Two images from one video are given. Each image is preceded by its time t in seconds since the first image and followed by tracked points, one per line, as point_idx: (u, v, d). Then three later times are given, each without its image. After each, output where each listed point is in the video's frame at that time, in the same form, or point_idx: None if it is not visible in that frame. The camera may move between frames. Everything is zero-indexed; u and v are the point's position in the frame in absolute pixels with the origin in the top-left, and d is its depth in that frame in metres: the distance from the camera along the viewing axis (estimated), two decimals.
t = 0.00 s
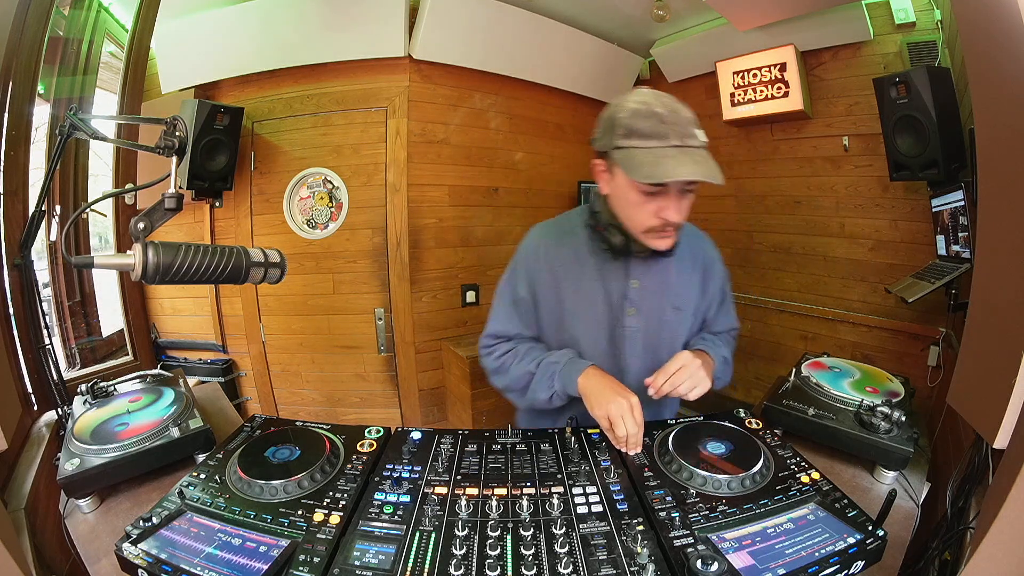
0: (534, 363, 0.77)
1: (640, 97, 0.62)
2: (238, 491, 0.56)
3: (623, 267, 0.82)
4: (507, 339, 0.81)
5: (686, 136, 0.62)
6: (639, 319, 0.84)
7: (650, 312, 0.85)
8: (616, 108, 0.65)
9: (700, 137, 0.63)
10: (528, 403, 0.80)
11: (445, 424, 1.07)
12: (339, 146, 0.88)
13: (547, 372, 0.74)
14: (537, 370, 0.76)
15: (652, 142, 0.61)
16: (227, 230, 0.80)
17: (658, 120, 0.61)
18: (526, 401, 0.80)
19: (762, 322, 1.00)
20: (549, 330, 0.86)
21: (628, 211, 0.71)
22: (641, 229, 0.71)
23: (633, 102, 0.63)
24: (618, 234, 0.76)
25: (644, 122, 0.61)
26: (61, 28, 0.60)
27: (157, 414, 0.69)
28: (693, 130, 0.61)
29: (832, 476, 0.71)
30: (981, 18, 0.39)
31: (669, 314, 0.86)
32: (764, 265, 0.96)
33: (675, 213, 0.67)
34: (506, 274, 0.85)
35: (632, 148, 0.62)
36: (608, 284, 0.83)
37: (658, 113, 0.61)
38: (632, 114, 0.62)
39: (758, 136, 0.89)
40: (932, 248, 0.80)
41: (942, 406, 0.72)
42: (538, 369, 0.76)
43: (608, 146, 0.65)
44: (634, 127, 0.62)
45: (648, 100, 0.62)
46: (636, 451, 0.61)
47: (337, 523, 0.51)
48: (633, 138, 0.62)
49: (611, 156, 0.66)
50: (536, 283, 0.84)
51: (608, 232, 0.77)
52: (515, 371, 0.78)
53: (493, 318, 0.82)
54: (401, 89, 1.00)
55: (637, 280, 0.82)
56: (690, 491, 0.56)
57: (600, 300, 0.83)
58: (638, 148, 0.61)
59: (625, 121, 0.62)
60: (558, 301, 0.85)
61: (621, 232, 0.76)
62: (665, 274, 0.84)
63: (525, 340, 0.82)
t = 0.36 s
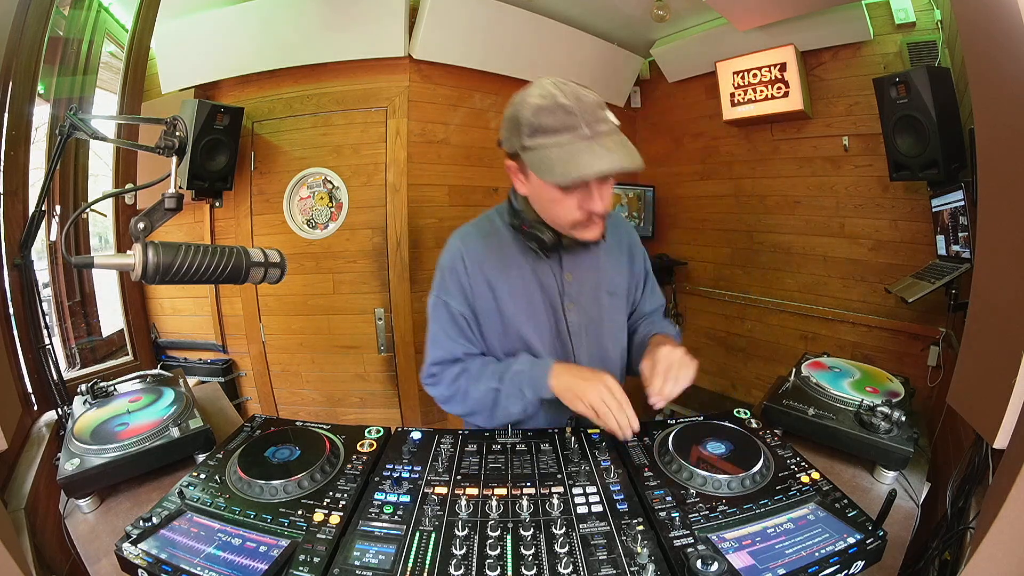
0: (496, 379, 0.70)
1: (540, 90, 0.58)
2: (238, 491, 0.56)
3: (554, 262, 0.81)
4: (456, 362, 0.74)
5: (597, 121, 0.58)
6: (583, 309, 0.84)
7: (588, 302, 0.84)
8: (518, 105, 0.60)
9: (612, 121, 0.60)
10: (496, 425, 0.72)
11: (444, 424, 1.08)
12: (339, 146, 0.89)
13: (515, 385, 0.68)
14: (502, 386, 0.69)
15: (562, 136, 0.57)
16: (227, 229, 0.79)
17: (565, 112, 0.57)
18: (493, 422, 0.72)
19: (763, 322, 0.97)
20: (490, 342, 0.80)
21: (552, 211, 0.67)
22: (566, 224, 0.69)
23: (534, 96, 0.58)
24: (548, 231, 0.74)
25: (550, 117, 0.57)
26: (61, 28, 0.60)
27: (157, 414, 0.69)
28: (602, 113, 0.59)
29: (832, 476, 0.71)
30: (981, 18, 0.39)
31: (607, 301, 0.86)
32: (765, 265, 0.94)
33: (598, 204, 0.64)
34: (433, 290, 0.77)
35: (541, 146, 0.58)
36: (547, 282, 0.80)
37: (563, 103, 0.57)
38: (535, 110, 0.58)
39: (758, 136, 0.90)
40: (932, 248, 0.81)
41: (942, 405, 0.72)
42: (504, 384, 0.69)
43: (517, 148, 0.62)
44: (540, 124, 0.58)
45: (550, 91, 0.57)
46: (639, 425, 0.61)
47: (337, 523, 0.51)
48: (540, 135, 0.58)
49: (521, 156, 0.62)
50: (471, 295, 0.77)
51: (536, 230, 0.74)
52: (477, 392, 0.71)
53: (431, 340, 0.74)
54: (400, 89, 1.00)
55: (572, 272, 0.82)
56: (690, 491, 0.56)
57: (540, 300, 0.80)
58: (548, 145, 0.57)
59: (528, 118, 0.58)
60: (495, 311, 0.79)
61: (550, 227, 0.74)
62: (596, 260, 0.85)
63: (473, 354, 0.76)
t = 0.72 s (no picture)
0: (446, 366, 0.79)
1: (523, 104, 0.69)
2: (238, 491, 0.56)
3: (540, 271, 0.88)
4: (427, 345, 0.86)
5: (579, 129, 0.68)
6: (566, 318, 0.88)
7: (573, 312, 0.88)
8: (505, 119, 0.71)
9: (592, 129, 0.70)
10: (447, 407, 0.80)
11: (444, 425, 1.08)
12: (339, 146, 0.88)
13: (458, 372, 0.75)
14: (448, 372, 0.77)
15: (547, 143, 0.68)
16: (227, 229, 0.79)
17: (548, 124, 0.68)
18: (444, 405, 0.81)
19: (763, 323, 0.96)
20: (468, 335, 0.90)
21: (545, 220, 0.77)
22: (558, 233, 0.77)
23: (519, 109, 0.69)
24: (533, 244, 0.82)
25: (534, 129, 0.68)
26: (61, 28, 0.60)
27: (157, 414, 0.69)
28: (584, 122, 0.69)
29: (832, 476, 0.71)
30: (981, 18, 0.39)
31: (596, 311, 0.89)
32: (765, 265, 0.93)
33: (585, 211, 0.73)
34: (422, 288, 0.91)
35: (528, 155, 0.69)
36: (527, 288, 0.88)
37: (545, 116, 0.68)
38: (520, 122, 0.69)
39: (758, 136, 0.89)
40: (932, 248, 0.81)
41: (941, 405, 0.72)
42: (449, 370, 0.77)
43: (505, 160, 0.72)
44: (525, 136, 0.69)
45: (533, 105, 0.68)
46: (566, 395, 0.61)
47: (337, 523, 0.51)
48: (525, 145, 0.69)
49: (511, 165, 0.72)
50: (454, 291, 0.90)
51: (522, 242, 0.83)
52: (431, 373, 0.81)
53: (413, 327, 0.88)
54: (399, 89, 1.00)
55: (557, 283, 0.87)
56: (690, 491, 0.56)
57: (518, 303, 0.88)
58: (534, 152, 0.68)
59: (515, 131, 0.69)
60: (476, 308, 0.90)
61: (532, 240, 0.82)
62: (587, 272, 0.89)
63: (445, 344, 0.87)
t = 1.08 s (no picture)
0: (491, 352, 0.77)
1: (583, 99, 0.67)
2: (238, 491, 0.56)
3: (595, 261, 0.83)
4: (480, 332, 0.81)
5: (631, 130, 0.66)
6: (615, 312, 0.83)
7: (625, 305, 0.83)
8: (563, 112, 0.69)
9: (646, 130, 0.66)
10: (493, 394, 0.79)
11: (444, 426, 1.01)
12: (338, 146, 0.89)
13: (502, 358, 0.74)
14: (492, 358, 0.76)
15: (598, 141, 0.65)
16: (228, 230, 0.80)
17: (602, 121, 0.65)
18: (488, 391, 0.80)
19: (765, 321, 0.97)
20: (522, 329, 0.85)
21: (589, 210, 0.74)
22: (601, 224, 0.74)
23: (578, 104, 0.67)
24: (587, 234, 0.77)
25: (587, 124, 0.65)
26: (61, 28, 0.60)
27: (157, 414, 0.69)
28: (637, 123, 0.66)
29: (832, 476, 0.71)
30: (980, 19, 0.39)
31: (649, 306, 0.84)
32: (764, 264, 0.96)
33: (629, 208, 0.70)
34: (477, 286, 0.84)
35: (580, 149, 0.66)
36: (578, 278, 0.83)
37: (600, 113, 0.66)
38: (577, 116, 0.67)
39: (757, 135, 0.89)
40: (933, 249, 0.79)
41: (941, 406, 0.72)
42: (494, 356, 0.76)
43: (557, 150, 0.70)
44: (581, 129, 0.66)
45: (590, 102, 0.66)
46: (599, 392, 0.61)
47: (337, 523, 0.51)
48: (579, 140, 0.66)
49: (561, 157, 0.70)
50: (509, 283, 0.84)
51: (574, 231, 0.78)
52: (478, 362, 0.78)
53: (467, 313, 0.82)
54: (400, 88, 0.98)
55: (611, 274, 0.82)
56: (690, 491, 0.56)
57: (568, 294, 0.83)
58: (584, 148, 0.66)
59: (570, 124, 0.67)
60: (530, 300, 0.84)
61: (587, 230, 0.77)
62: (640, 265, 0.83)
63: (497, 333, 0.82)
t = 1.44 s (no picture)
0: (557, 351, 0.78)
1: (658, 99, 0.70)
2: (238, 491, 0.56)
3: (649, 251, 0.85)
4: (542, 325, 0.85)
5: (694, 132, 0.67)
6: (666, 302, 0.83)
7: (676, 297, 0.83)
8: (638, 107, 0.73)
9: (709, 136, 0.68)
10: (552, 392, 0.79)
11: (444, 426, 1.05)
12: (338, 146, 0.89)
13: (568, 359, 0.74)
14: (558, 357, 0.76)
15: (664, 135, 0.68)
16: (228, 230, 0.78)
17: (670, 118, 0.68)
18: (551, 390, 0.80)
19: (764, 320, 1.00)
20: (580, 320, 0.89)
21: (645, 198, 0.77)
22: (653, 214, 0.77)
23: (652, 102, 0.71)
24: (645, 223, 0.79)
25: (657, 118, 0.68)
26: (61, 28, 0.60)
27: (157, 414, 0.69)
28: (702, 128, 0.67)
29: (831, 476, 0.71)
30: (980, 19, 0.39)
31: (698, 298, 0.84)
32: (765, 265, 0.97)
33: (682, 201, 0.73)
34: (541, 268, 0.91)
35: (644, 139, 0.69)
36: (633, 269, 0.85)
37: (671, 112, 0.68)
38: (649, 110, 0.70)
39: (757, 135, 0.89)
40: (933, 247, 0.81)
41: (941, 405, 0.72)
42: (560, 355, 0.76)
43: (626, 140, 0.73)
44: (650, 123, 0.69)
45: (665, 101, 0.70)
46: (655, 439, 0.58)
47: (337, 523, 0.51)
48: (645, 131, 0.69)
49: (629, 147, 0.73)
50: (570, 271, 0.89)
51: (633, 221, 0.80)
52: (541, 356, 0.80)
53: (529, 304, 0.87)
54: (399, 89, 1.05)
55: (664, 264, 0.83)
56: (690, 491, 0.56)
57: (624, 286, 0.85)
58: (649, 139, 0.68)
59: (642, 117, 0.70)
60: (590, 290, 0.88)
61: (646, 220, 0.79)
62: (691, 258, 0.84)
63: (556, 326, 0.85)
